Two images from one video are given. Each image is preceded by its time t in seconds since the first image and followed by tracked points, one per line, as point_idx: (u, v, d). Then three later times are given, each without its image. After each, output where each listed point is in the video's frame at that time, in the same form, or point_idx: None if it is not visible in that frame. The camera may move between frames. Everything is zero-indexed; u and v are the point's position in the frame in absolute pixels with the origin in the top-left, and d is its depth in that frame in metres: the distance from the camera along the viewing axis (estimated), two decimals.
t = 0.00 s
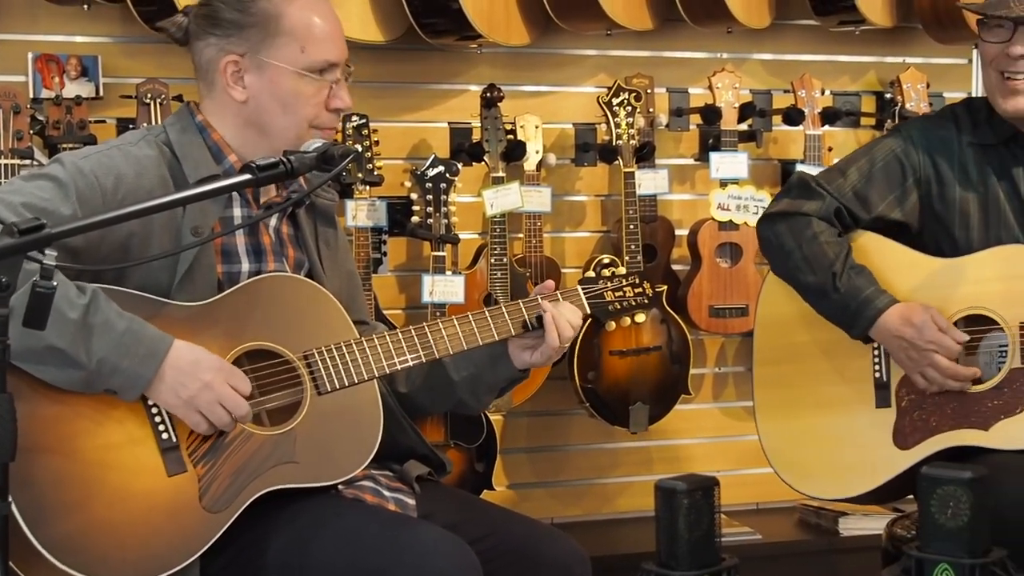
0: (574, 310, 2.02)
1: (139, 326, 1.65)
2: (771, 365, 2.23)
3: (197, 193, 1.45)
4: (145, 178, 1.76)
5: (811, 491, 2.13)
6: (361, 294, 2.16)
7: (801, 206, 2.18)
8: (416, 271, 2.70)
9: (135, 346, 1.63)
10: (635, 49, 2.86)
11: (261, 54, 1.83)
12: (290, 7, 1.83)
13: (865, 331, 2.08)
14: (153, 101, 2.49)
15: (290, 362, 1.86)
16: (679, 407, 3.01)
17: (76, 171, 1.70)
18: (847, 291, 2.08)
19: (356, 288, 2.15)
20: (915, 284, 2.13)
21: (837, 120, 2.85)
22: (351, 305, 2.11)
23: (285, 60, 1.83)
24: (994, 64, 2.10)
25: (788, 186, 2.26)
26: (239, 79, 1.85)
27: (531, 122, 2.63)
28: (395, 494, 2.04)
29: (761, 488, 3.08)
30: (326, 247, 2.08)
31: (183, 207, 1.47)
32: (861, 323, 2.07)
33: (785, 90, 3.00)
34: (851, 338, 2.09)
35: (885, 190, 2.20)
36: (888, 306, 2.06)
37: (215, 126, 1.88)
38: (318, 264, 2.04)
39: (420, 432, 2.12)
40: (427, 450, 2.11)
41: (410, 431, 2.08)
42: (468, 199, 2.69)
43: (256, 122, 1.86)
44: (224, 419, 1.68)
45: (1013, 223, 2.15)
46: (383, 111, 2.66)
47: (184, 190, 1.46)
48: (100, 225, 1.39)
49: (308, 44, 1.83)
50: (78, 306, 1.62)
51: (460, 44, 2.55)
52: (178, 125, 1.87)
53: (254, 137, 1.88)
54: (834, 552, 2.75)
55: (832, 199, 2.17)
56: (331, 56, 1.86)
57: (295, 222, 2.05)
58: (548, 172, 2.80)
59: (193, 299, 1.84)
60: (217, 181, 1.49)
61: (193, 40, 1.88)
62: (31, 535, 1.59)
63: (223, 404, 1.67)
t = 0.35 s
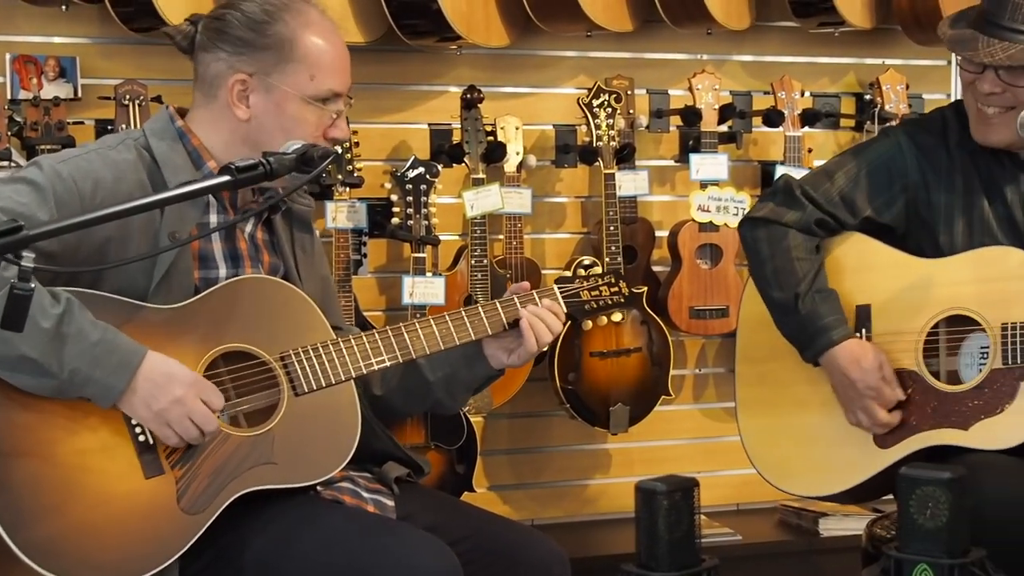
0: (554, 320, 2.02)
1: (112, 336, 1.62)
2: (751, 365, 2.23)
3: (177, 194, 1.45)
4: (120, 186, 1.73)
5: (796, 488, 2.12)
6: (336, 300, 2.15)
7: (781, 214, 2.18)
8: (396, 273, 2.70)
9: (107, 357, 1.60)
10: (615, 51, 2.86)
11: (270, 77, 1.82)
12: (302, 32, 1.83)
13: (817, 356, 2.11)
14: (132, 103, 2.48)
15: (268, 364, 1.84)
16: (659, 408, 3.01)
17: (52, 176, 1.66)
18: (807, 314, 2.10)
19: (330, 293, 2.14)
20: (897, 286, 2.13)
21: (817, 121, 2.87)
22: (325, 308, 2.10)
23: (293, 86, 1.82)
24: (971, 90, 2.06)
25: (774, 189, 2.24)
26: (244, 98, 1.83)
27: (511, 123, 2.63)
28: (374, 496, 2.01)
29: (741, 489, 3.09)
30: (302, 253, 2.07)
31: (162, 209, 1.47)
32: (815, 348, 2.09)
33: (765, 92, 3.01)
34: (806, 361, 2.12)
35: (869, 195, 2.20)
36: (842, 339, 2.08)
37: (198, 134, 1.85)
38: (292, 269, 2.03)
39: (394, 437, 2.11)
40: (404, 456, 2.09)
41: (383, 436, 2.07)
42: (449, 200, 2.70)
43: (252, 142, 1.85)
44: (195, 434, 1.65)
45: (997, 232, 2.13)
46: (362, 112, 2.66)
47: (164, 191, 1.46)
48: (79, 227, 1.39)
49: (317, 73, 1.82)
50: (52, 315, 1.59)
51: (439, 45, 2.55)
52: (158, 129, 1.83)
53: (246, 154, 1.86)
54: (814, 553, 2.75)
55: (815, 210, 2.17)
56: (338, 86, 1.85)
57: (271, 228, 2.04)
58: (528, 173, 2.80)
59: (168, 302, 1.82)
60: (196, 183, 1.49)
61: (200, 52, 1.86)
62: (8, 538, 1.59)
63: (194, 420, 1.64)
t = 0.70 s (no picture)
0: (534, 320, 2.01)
1: (96, 334, 1.60)
2: (729, 360, 2.24)
3: (154, 197, 1.46)
4: (104, 186, 1.70)
5: (769, 486, 2.13)
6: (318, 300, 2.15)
7: (755, 201, 2.21)
8: (375, 274, 2.70)
9: (92, 356, 1.58)
10: (593, 53, 2.87)
11: (236, 63, 1.81)
12: (263, 16, 1.82)
13: (813, 321, 2.09)
14: (109, 104, 2.48)
15: (249, 367, 1.83)
16: (638, 410, 3.02)
17: (32, 176, 1.62)
18: (796, 281, 2.09)
19: (313, 294, 2.13)
20: (877, 284, 2.12)
21: (795, 122, 2.87)
22: (307, 310, 2.10)
23: (260, 69, 1.81)
24: (946, 72, 2.07)
25: (747, 184, 2.28)
26: (212, 88, 1.82)
27: (491, 125, 2.63)
28: (354, 498, 2.00)
29: (720, 489, 3.09)
30: (283, 254, 2.07)
31: (142, 209, 1.48)
32: (808, 313, 2.08)
33: (743, 93, 3.02)
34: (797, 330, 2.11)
35: (838, 195, 2.22)
36: (835, 296, 2.07)
37: (177, 133, 1.84)
38: (274, 270, 2.03)
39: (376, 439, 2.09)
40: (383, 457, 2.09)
41: (365, 437, 2.06)
42: (428, 202, 2.69)
43: (226, 130, 1.84)
44: (182, 434, 1.63)
45: (972, 233, 2.13)
46: (341, 114, 2.66)
47: (141, 194, 1.47)
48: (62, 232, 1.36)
49: (283, 55, 1.82)
50: (34, 314, 1.57)
51: (418, 46, 2.55)
52: (137, 128, 1.81)
53: (222, 144, 1.86)
54: (792, 553, 2.77)
55: (785, 195, 2.19)
56: (304, 67, 1.85)
57: (252, 228, 2.04)
58: (507, 174, 2.80)
59: (150, 303, 1.81)
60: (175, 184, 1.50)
61: (164, 49, 1.85)
62: None
63: (183, 419, 1.63)
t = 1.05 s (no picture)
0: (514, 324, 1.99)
1: (76, 332, 1.58)
2: (701, 361, 2.28)
3: (128, 198, 1.44)
4: (75, 182, 1.68)
5: (743, 485, 2.16)
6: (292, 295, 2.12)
7: (723, 191, 2.24)
8: (353, 276, 2.70)
9: (71, 353, 1.55)
10: (571, 54, 2.87)
11: (172, 28, 1.79)
12: None
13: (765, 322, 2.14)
14: (85, 105, 2.48)
15: (227, 367, 1.81)
16: (616, 410, 3.02)
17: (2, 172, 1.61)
18: (760, 278, 2.13)
19: (288, 288, 2.11)
20: (848, 285, 2.16)
21: (772, 124, 2.87)
22: (283, 304, 2.07)
23: (196, 27, 1.80)
24: (922, 67, 2.08)
25: (716, 174, 2.31)
26: (159, 60, 1.79)
27: (469, 126, 2.63)
28: (332, 500, 1.98)
29: (698, 490, 3.10)
30: (256, 247, 2.05)
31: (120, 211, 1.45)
32: (764, 312, 2.11)
33: (721, 95, 3.02)
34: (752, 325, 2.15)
35: (809, 192, 2.25)
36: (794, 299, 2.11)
37: (140, 123, 1.81)
38: (249, 264, 2.00)
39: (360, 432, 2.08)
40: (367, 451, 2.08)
41: (349, 428, 2.05)
42: (406, 203, 2.69)
43: (183, 99, 1.81)
44: (160, 436, 1.60)
45: (947, 233, 2.14)
46: (318, 115, 2.66)
47: (115, 195, 1.45)
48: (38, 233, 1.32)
49: (214, 7, 1.80)
50: (12, 311, 1.55)
51: (396, 47, 2.55)
52: (105, 125, 1.79)
53: (183, 114, 1.82)
54: (770, 554, 2.77)
55: (753, 184, 2.23)
56: (236, 17, 1.84)
57: (226, 222, 2.02)
58: (484, 176, 2.80)
59: (125, 303, 1.77)
60: (154, 185, 1.48)
61: (100, 45, 1.83)
62: None
63: (161, 422, 1.59)
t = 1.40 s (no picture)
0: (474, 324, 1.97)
1: (44, 333, 1.58)
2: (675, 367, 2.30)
3: (97, 201, 1.43)
4: (40, 185, 1.66)
5: (718, 490, 2.18)
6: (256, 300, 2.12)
7: (700, 215, 2.25)
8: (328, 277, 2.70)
9: (39, 353, 1.56)
10: (548, 55, 2.87)
11: (168, 39, 1.79)
12: None
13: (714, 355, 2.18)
14: (58, 106, 2.47)
15: (195, 369, 1.79)
16: (593, 412, 3.03)
17: None
18: (714, 312, 2.17)
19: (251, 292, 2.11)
20: (821, 291, 2.18)
21: (748, 125, 2.88)
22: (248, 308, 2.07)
23: (190, 44, 1.81)
24: (898, 95, 2.09)
25: (695, 192, 2.31)
26: (146, 66, 1.79)
27: (444, 127, 2.64)
28: (306, 501, 1.94)
29: (675, 491, 3.10)
30: (219, 253, 2.05)
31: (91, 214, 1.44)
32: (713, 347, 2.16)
33: (697, 96, 3.03)
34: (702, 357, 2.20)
35: (789, 203, 2.26)
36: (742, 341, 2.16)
37: (108, 129, 1.81)
38: (212, 271, 2.01)
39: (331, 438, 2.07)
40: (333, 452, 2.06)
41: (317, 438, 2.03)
42: (382, 204, 2.70)
43: (163, 109, 1.80)
44: (137, 428, 1.61)
45: (921, 237, 2.15)
46: (293, 116, 2.66)
47: (84, 198, 1.44)
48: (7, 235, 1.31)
49: (212, 31, 1.83)
50: None
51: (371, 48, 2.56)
52: (71, 128, 1.78)
53: (159, 124, 1.81)
54: (746, 554, 2.78)
55: (731, 212, 2.24)
56: (229, 47, 1.86)
57: (188, 229, 2.01)
58: (461, 177, 2.80)
59: (90, 309, 1.76)
60: (127, 186, 1.46)
61: (90, 41, 1.82)
62: None
63: (137, 414, 1.59)
